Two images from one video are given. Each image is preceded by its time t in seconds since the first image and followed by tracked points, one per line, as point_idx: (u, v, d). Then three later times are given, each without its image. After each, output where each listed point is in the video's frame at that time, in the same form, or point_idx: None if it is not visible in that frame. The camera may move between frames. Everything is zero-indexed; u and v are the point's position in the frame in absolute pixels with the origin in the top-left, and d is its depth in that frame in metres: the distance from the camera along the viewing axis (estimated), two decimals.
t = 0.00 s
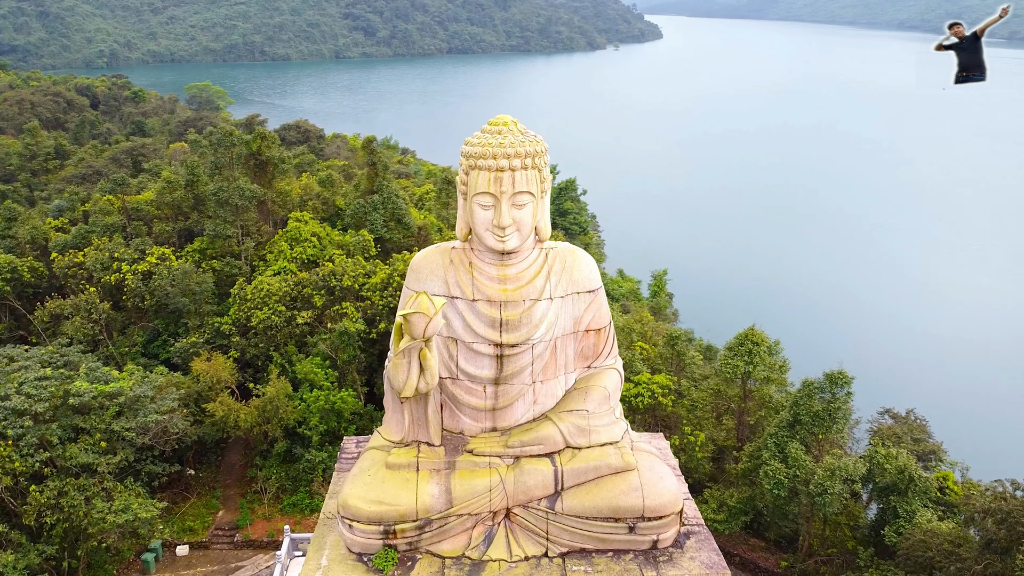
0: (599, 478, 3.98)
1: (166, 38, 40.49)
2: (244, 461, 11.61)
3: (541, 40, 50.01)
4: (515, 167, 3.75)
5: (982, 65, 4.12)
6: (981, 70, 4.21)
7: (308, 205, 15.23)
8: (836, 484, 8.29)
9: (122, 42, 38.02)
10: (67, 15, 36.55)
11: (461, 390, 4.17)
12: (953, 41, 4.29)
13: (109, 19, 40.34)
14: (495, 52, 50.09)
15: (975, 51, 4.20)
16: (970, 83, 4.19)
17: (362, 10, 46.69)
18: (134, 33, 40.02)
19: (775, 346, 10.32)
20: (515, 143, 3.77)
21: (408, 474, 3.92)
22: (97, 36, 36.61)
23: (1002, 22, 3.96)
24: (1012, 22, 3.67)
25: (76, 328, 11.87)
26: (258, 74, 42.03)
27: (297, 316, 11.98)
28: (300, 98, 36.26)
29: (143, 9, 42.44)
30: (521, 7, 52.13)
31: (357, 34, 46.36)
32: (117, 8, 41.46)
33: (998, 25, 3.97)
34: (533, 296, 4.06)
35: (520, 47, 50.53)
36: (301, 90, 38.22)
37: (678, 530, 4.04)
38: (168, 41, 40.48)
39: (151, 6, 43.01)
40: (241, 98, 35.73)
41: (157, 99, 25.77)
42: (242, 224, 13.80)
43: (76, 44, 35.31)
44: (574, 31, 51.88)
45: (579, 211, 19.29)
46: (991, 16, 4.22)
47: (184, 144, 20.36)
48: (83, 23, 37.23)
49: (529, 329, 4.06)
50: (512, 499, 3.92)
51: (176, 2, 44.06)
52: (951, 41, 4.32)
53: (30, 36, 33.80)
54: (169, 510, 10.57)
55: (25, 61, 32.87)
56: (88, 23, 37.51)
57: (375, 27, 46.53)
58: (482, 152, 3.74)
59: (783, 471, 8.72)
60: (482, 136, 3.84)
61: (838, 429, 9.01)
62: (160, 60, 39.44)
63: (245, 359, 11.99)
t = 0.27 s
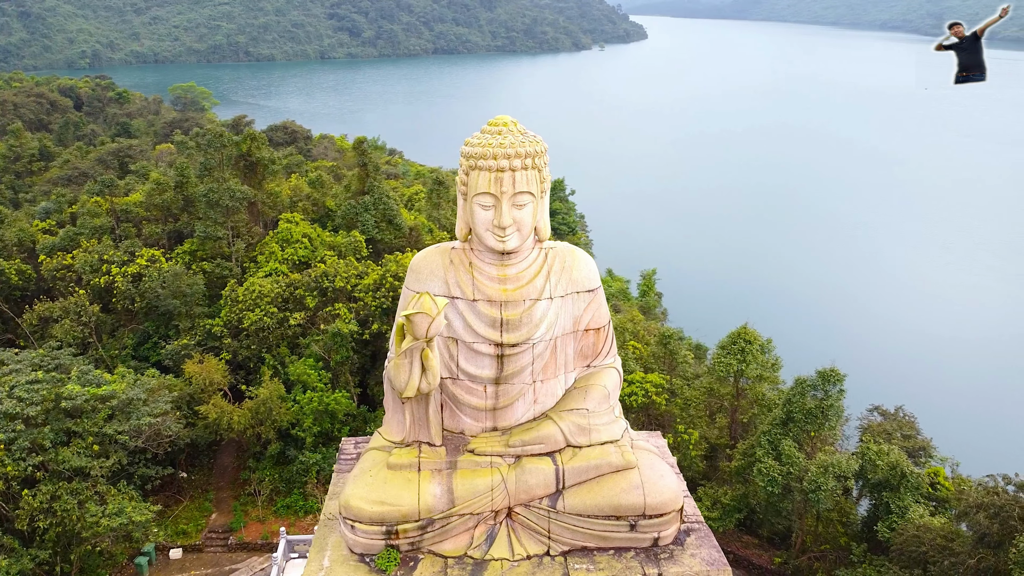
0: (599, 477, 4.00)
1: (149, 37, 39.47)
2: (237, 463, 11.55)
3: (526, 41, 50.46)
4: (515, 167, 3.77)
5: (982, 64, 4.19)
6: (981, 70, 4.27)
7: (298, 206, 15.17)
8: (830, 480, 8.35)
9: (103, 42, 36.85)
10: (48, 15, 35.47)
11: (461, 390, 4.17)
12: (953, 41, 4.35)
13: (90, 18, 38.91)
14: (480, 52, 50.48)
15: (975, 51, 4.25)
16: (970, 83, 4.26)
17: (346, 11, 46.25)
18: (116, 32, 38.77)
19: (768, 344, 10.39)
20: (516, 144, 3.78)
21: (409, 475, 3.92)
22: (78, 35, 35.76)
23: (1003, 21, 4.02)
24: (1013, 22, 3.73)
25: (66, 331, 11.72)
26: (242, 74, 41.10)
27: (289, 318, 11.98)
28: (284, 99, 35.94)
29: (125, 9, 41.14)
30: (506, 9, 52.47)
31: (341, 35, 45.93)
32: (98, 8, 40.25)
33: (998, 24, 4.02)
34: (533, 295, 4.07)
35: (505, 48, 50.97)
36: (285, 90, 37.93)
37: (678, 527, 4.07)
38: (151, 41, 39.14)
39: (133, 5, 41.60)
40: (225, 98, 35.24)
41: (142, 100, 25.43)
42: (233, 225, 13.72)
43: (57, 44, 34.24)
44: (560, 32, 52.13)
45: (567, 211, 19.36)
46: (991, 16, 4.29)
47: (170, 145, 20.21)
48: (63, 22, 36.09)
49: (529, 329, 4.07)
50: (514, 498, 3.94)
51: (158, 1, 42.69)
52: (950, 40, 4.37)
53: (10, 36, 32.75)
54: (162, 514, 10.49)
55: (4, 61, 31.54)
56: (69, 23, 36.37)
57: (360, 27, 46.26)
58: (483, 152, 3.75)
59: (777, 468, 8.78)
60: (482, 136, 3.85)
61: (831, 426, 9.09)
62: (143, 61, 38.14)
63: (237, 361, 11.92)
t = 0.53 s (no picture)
0: (601, 475, 4.03)
1: (132, 38, 38.79)
2: (230, 466, 11.50)
3: (512, 41, 50.50)
4: (516, 168, 3.78)
5: (982, 65, 4.26)
6: (981, 70, 4.34)
7: (288, 207, 15.13)
8: (823, 477, 8.44)
9: (85, 43, 36.28)
10: (28, 15, 34.88)
11: (462, 390, 4.18)
12: (953, 41, 4.41)
13: (71, 19, 38.34)
14: (466, 52, 50.56)
15: (975, 51, 4.32)
16: (970, 83, 4.33)
17: (331, 11, 45.89)
18: (98, 33, 38.16)
19: (760, 342, 10.48)
20: (516, 144, 3.79)
21: (411, 475, 3.93)
22: (60, 36, 35.14)
23: (1002, 22, 4.08)
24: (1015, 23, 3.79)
25: (55, 334, 11.59)
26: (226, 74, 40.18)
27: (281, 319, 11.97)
28: (269, 99, 35.60)
29: (107, 9, 40.46)
30: (491, 10, 52.61)
31: (327, 35, 45.71)
32: (80, 9, 39.62)
33: (998, 24, 4.07)
34: (534, 295, 4.09)
35: (490, 48, 50.98)
36: (270, 90, 37.67)
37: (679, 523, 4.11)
38: (133, 41, 38.46)
39: (115, 5, 40.83)
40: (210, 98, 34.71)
41: (126, 101, 25.15)
42: (223, 226, 13.65)
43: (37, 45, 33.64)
44: (545, 32, 52.24)
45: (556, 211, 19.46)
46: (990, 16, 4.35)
47: (156, 146, 20.07)
48: (44, 23, 35.50)
49: (530, 328, 4.09)
50: (516, 497, 3.95)
51: (141, 1, 41.89)
52: (951, 40, 4.43)
53: None
54: (154, 517, 10.42)
55: None
56: (49, 24, 35.74)
57: (345, 28, 46.01)
58: (484, 153, 3.77)
59: (771, 465, 8.84)
60: (482, 137, 3.86)
61: (823, 423, 9.18)
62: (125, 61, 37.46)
63: (229, 363, 11.86)
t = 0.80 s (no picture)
0: (602, 473, 4.05)
1: (113, 38, 38.25)
2: (222, 469, 11.44)
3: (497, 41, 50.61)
4: (518, 168, 3.80)
5: (982, 65, 4.33)
6: (981, 70, 4.41)
7: (278, 208, 15.08)
8: (817, 474, 8.50)
9: (65, 44, 35.76)
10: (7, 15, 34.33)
11: (463, 390, 4.19)
12: (953, 41, 4.46)
13: (52, 20, 37.84)
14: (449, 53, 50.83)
15: (975, 51, 4.38)
16: (970, 83, 4.40)
17: (314, 11, 45.51)
18: (78, 33, 37.61)
19: (752, 341, 10.57)
20: (517, 144, 3.81)
21: (414, 475, 3.93)
22: (40, 36, 34.62)
23: (1002, 22, 4.13)
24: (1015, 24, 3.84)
25: (44, 337, 11.46)
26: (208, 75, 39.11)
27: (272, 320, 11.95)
28: (253, 99, 35.17)
29: (87, 9, 39.89)
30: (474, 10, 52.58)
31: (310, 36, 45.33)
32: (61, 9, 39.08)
33: (998, 24, 4.13)
34: (535, 295, 4.11)
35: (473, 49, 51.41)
36: (255, 89, 37.23)
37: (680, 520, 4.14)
38: (114, 41, 37.92)
39: (97, 5, 40.29)
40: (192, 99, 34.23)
41: (108, 102, 24.83)
42: (213, 228, 13.58)
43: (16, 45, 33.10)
44: (530, 32, 52.36)
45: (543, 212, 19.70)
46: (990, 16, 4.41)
47: (142, 148, 19.93)
48: (23, 23, 34.96)
49: (531, 328, 4.11)
50: (518, 496, 3.96)
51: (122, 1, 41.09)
52: (950, 40, 4.49)
53: None
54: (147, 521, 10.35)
55: None
56: (29, 24, 35.22)
57: (329, 29, 45.79)
58: (485, 153, 3.78)
59: (764, 462, 8.93)
60: (483, 137, 3.87)
61: (815, 420, 9.27)
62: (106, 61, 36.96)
63: (220, 365, 11.79)
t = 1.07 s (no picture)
0: (603, 471, 4.08)
1: (92, 38, 37.66)
2: (214, 472, 11.37)
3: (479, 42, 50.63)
4: (518, 169, 3.82)
5: (982, 66, 4.39)
6: (981, 70, 4.46)
7: (266, 209, 15.01)
8: (809, 470, 8.60)
9: (44, 44, 35.19)
10: None
11: (464, 390, 4.21)
12: (953, 41, 4.51)
13: (30, 20, 37.29)
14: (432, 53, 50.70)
15: (975, 51, 4.44)
16: (970, 83, 4.45)
17: (296, 11, 45.06)
18: (56, 34, 37.03)
19: (744, 339, 10.65)
20: (517, 145, 3.83)
21: (416, 475, 3.94)
22: (17, 37, 34.07)
23: (1003, 22, 4.18)
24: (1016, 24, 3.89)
25: (32, 341, 11.31)
26: (188, 76, 38.28)
27: (263, 322, 11.91)
28: (234, 99, 34.64)
29: (66, 9, 39.35)
30: (457, 11, 52.07)
31: (292, 36, 44.81)
32: (39, 9, 38.68)
33: (997, 23, 4.17)
34: (535, 294, 4.13)
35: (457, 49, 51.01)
36: (237, 88, 36.75)
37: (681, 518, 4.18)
38: (93, 42, 37.33)
39: (75, 5, 39.71)
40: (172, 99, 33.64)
41: (88, 103, 24.47)
42: (202, 230, 13.48)
43: None
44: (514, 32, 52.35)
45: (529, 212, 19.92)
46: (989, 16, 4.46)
47: (125, 149, 19.80)
48: None
49: (531, 327, 4.13)
50: (520, 495, 3.98)
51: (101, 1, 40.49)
52: (950, 40, 4.54)
53: None
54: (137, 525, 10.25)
55: None
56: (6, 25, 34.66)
57: (310, 29, 45.48)
58: (486, 154, 3.80)
59: (757, 459, 9.01)
60: (484, 138, 3.89)
61: (807, 417, 9.36)
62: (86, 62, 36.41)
63: (211, 367, 11.71)
